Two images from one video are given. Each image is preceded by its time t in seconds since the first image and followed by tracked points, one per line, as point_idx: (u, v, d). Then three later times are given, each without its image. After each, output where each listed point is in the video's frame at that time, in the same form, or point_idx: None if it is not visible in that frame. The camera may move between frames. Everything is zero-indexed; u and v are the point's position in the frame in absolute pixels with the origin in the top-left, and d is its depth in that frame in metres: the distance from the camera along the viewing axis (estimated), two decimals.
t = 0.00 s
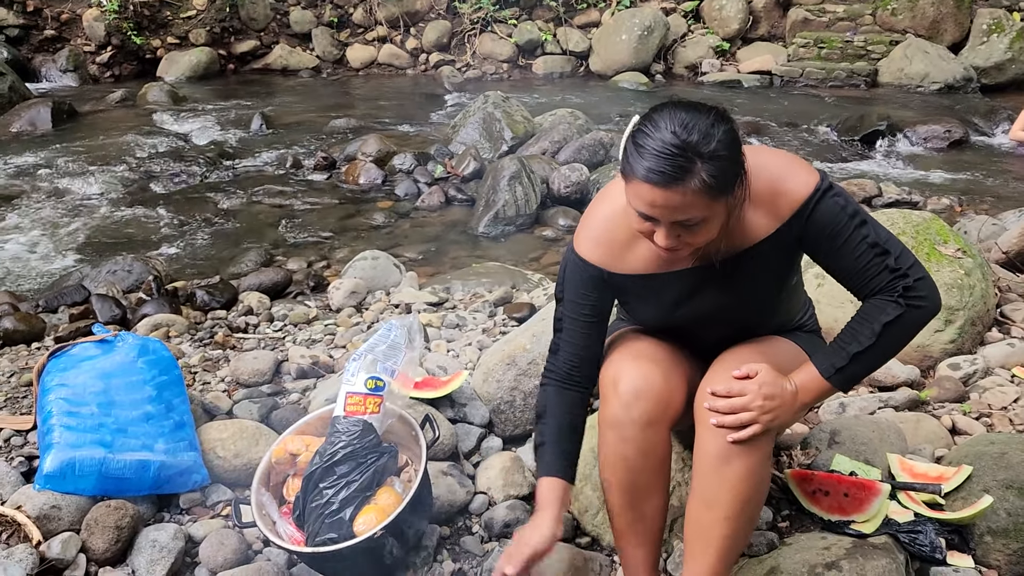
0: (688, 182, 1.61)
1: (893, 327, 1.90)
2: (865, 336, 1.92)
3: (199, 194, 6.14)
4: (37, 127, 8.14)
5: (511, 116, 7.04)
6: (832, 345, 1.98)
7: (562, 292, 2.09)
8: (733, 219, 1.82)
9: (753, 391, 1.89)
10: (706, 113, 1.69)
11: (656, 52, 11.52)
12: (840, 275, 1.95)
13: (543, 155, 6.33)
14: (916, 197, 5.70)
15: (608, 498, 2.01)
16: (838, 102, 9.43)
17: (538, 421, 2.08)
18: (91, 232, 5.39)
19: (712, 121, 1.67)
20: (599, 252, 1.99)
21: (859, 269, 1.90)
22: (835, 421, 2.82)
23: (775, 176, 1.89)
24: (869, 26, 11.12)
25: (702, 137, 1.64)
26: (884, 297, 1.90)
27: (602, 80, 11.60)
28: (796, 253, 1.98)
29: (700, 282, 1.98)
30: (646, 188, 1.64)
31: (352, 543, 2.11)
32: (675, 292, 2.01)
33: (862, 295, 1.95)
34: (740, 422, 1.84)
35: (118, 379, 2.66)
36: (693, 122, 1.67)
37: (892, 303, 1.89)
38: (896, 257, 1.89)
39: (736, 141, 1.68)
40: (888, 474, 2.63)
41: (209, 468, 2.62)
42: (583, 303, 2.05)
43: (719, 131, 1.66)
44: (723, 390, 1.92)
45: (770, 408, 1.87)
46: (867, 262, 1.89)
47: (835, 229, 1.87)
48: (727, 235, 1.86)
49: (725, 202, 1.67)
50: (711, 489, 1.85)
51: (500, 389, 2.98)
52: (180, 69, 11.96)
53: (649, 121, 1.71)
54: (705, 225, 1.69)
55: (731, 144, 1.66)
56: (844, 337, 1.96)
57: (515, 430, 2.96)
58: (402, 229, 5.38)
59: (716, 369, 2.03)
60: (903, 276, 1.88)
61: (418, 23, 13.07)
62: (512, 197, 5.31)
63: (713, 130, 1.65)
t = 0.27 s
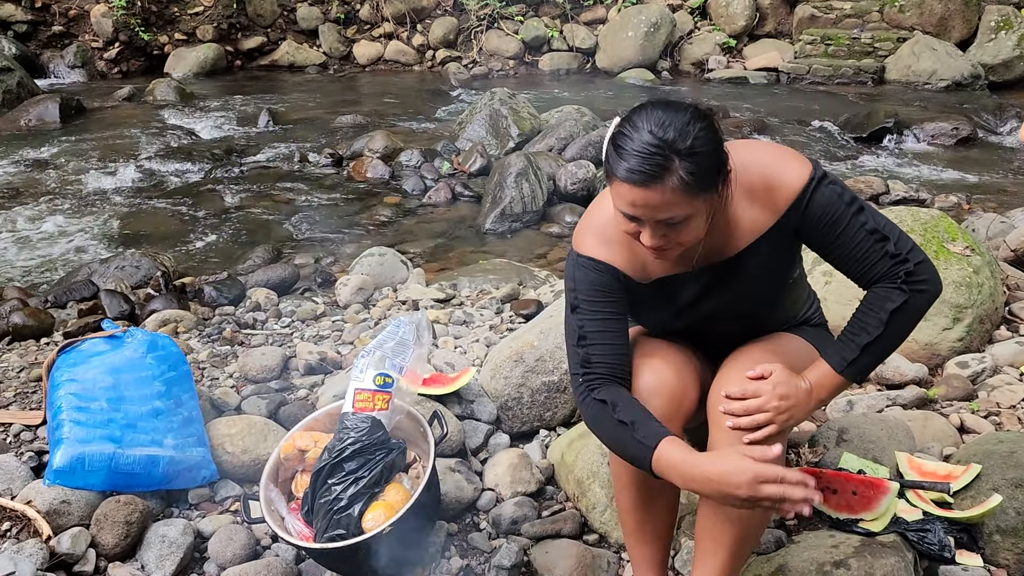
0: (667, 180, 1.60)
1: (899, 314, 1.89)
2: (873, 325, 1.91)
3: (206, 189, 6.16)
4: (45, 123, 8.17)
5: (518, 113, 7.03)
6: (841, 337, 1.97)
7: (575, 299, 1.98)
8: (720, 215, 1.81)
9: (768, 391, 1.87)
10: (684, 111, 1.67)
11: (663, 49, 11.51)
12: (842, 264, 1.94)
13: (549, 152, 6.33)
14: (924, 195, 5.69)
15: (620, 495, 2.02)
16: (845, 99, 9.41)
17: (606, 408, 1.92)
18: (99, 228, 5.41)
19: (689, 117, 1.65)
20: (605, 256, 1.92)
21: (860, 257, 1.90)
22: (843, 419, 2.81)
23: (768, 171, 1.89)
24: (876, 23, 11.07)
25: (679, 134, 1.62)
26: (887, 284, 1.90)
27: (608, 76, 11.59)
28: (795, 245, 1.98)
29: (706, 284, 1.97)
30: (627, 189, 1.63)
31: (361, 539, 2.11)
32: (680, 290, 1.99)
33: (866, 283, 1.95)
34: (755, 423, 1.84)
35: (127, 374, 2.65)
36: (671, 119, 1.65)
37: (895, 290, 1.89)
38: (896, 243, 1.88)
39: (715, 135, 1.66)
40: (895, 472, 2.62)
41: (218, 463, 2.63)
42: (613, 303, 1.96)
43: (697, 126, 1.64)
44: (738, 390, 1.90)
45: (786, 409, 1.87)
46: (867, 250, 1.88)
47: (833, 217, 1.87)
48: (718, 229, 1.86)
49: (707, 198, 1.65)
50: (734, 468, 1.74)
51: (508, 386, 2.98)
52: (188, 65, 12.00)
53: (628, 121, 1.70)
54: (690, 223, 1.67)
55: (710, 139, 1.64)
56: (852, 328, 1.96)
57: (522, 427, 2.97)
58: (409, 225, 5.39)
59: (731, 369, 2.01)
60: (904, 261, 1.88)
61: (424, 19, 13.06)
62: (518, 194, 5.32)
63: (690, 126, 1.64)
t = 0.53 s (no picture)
0: (701, 155, 1.59)
1: (913, 319, 1.89)
2: (886, 328, 1.91)
3: (211, 185, 6.16)
4: (50, 119, 8.18)
5: (523, 109, 7.02)
6: (852, 338, 1.95)
7: (573, 270, 2.04)
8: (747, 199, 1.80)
9: (773, 387, 1.86)
10: (723, 88, 1.66)
11: (668, 45, 11.48)
12: (862, 265, 1.94)
13: (555, 148, 6.32)
14: (930, 192, 5.67)
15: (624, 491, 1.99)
16: (851, 96, 9.38)
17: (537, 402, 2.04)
18: (105, 223, 5.42)
19: (726, 94, 1.64)
20: (616, 233, 1.96)
21: (882, 259, 1.89)
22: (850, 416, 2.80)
23: (799, 163, 1.88)
24: (883, 20, 11.01)
25: (716, 110, 1.61)
26: (905, 289, 1.89)
27: (613, 73, 11.58)
28: (815, 243, 1.96)
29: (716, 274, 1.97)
30: (659, 161, 1.62)
31: (368, 534, 2.09)
32: (697, 276, 1.98)
33: (882, 287, 1.94)
34: (760, 418, 1.82)
35: (134, 370, 2.67)
36: (708, 95, 1.64)
37: (913, 295, 1.88)
38: (919, 249, 1.87)
39: (751, 115, 1.65)
40: (904, 470, 2.61)
41: (225, 459, 2.62)
42: (599, 282, 2.01)
43: (734, 104, 1.63)
44: (743, 384, 1.89)
45: (792, 404, 1.85)
46: (890, 253, 1.88)
47: (859, 217, 1.86)
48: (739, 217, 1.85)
49: (739, 177, 1.65)
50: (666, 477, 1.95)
51: (514, 382, 2.99)
52: (193, 61, 12.01)
53: (665, 94, 1.69)
54: (718, 202, 1.66)
55: (745, 117, 1.63)
56: (864, 330, 1.95)
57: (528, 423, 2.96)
58: (414, 221, 5.39)
59: (736, 363, 2.00)
60: (924, 267, 1.87)
61: (429, 15, 13.03)
62: (524, 190, 5.31)
63: (728, 104, 1.62)
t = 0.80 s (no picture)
0: (700, 123, 1.63)
1: (916, 318, 1.88)
2: (889, 325, 1.90)
3: (214, 181, 6.17)
4: (53, 115, 8.18)
5: (526, 106, 7.02)
6: (856, 333, 1.94)
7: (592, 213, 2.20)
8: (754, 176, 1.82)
9: (770, 379, 1.84)
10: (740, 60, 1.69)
11: (671, 42, 11.47)
12: (871, 260, 1.94)
13: (558, 145, 6.32)
14: (934, 189, 5.67)
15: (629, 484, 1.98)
16: (853, 93, 9.37)
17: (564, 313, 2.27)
18: (108, 219, 5.42)
19: (738, 67, 1.66)
20: (629, 191, 2.07)
21: (891, 256, 1.89)
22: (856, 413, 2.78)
23: (820, 152, 1.88)
24: (885, 17, 11.01)
25: (725, 81, 1.64)
26: (909, 287, 1.89)
27: (616, 70, 11.57)
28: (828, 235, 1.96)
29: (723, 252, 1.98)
30: (665, 127, 1.68)
31: (374, 529, 2.10)
32: (704, 251, 2.00)
33: (887, 284, 1.94)
34: (756, 411, 1.80)
35: (141, 364, 2.67)
36: (720, 66, 1.66)
37: (917, 294, 1.88)
38: (928, 250, 1.88)
39: (762, 90, 1.68)
40: (909, 467, 2.60)
41: (231, 454, 2.63)
42: (610, 228, 2.16)
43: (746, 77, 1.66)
44: (740, 376, 1.88)
45: (790, 396, 1.83)
46: (899, 250, 1.88)
47: (874, 213, 1.86)
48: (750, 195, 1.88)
49: (739, 150, 1.68)
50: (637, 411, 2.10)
51: (519, 377, 2.99)
52: (195, 58, 12.01)
53: (680, 62, 1.72)
54: (716, 171, 1.70)
55: (752, 90, 1.65)
56: (868, 325, 1.93)
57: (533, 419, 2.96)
58: (417, 218, 5.39)
59: (736, 356, 1.98)
60: (931, 268, 1.87)
61: (432, 12, 13.01)
62: (527, 186, 5.32)
63: (740, 76, 1.66)
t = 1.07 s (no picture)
0: (704, 73, 1.65)
1: (914, 301, 1.88)
2: (888, 308, 1.89)
3: (216, 178, 6.17)
4: (55, 111, 8.19)
5: (528, 103, 7.02)
6: (856, 319, 1.93)
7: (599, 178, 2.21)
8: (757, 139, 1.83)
9: (779, 373, 1.83)
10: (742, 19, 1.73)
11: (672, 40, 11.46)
12: (869, 242, 1.94)
13: (559, 142, 6.33)
14: (935, 186, 5.67)
15: (631, 478, 1.98)
16: (855, 91, 9.37)
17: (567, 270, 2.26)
18: (110, 215, 5.42)
19: (741, 22, 1.69)
20: (638, 159, 2.09)
21: (889, 238, 1.90)
22: (857, 409, 2.77)
23: (825, 131, 1.90)
24: (887, 15, 11.00)
25: (729, 34, 1.67)
26: (906, 270, 1.90)
27: (617, 67, 11.57)
28: (830, 217, 1.97)
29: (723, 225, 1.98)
30: (670, 81, 1.69)
31: (375, 524, 2.10)
32: (706, 223, 2.00)
33: (885, 268, 1.94)
34: (769, 407, 1.78)
35: (142, 360, 2.68)
36: (724, 22, 1.69)
37: (914, 276, 1.88)
38: (927, 233, 1.89)
39: (763, 45, 1.70)
40: (909, 463, 2.59)
41: (232, 449, 2.63)
42: (615, 193, 2.16)
43: (748, 33, 1.69)
44: (750, 373, 1.85)
45: (798, 390, 1.82)
46: (898, 233, 1.89)
47: (876, 193, 1.88)
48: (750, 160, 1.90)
49: (741, 102, 1.69)
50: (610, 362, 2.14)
51: (520, 374, 2.98)
52: (196, 54, 12.02)
53: (685, 22, 1.76)
54: (720, 125, 1.71)
55: (754, 45, 1.68)
56: (868, 310, 1.91)
57: (534, 415, 2.97)
58: (418, 214, 5.39)
59: (742, 353, 1.97)
60: (928, 250, 1.88)
61: (433, 8, 13.00)
62: (529, 183, 5.33)
63: (742, 31, 1.69)
